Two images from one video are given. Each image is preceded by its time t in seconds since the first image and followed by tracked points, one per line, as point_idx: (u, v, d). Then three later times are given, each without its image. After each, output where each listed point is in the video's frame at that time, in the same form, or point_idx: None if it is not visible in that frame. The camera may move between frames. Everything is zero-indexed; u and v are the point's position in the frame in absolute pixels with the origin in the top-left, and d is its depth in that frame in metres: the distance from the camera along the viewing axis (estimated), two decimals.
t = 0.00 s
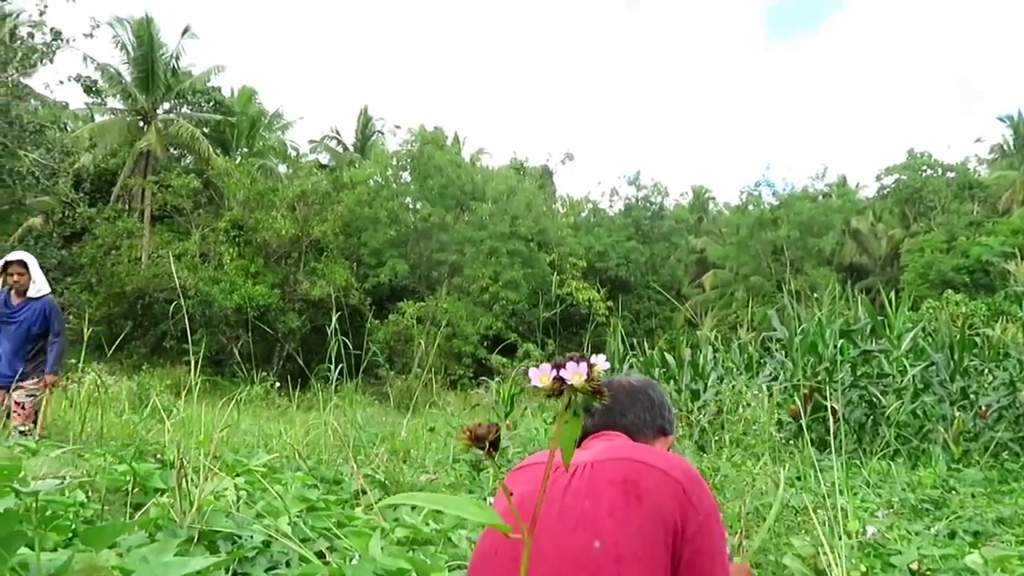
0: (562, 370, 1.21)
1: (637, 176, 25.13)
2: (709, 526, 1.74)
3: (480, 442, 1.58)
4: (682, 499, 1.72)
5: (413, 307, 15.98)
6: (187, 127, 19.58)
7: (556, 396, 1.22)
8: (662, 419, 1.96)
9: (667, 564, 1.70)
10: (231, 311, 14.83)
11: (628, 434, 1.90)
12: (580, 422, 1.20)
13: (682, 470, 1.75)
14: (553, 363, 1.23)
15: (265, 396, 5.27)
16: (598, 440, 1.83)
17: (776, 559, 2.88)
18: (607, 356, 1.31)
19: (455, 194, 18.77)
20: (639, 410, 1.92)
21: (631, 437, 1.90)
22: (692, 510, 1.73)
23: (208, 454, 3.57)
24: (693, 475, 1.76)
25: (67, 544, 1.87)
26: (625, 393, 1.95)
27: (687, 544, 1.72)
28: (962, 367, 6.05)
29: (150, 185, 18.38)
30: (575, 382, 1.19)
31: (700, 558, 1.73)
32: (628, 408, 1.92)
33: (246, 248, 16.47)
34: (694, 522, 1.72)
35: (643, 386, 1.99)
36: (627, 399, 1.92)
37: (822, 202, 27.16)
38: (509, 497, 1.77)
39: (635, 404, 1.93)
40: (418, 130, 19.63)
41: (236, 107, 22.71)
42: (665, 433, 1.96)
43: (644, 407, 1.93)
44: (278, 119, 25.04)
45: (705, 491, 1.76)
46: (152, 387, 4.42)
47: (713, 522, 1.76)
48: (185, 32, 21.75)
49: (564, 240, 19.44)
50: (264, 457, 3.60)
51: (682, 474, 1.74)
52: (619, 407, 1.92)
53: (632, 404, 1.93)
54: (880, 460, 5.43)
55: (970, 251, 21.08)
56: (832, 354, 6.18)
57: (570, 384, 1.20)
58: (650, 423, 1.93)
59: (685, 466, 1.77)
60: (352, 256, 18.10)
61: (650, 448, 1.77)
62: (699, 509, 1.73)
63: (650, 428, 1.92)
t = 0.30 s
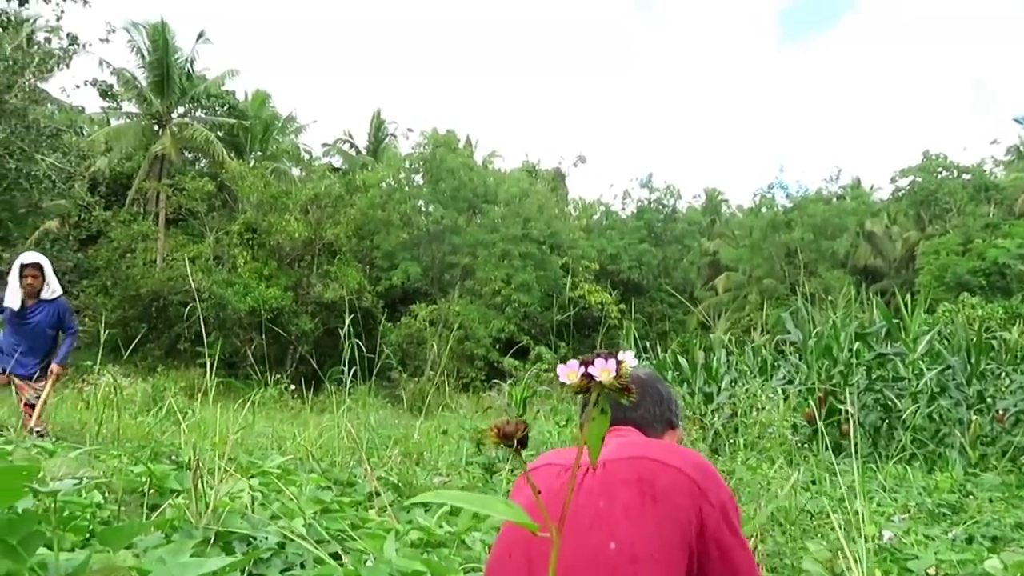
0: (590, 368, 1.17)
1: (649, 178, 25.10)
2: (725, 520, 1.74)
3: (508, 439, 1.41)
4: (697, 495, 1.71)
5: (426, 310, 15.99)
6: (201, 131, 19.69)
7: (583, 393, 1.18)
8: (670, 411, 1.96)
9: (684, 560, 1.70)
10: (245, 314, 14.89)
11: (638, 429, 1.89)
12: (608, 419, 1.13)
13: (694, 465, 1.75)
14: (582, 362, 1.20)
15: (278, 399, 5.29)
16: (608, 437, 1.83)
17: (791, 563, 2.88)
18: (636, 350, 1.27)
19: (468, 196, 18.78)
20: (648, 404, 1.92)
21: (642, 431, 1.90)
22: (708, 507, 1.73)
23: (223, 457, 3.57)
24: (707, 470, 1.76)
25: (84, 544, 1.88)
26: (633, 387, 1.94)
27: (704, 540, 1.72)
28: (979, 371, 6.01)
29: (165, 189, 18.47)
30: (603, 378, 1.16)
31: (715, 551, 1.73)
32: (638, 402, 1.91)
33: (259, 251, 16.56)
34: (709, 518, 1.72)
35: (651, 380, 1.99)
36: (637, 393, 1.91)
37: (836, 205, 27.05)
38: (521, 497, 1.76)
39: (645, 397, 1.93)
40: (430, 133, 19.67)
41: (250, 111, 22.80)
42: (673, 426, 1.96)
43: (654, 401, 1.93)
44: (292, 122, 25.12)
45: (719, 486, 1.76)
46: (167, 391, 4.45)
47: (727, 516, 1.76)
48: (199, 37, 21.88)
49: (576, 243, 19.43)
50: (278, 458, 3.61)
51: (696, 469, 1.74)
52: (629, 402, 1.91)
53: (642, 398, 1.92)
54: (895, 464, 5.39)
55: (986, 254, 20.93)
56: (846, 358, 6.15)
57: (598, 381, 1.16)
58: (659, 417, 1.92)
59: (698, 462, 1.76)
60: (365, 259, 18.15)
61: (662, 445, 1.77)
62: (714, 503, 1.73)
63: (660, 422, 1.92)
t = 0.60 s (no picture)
0: (622, 368, 1.16)
1: (661, 180, 25.07)
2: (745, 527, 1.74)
3: (539, 439, 1.21)
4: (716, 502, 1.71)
5: (437, 312, 16.01)
6: (214, 134, 19.78)
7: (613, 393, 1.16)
8: (682, 421, 1.96)
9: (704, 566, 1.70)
10: (257, 316, 14.96)
11: (652, 438, 1.89)
12: (636, 419, 1.10)
13: (711, 473, 1.75)
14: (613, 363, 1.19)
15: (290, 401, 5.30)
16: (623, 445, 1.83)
17: (805, 566, 2.87)
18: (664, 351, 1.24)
19: (479, 199, 18.77)
20: (662, 413, 1.92)
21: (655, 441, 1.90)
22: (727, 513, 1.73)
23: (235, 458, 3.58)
24: (725, 478, 1.75)
25: (99, 545, 1.88)
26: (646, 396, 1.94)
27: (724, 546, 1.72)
28: (994, 373, 5.97)
29: (178, 192, 18.56)
30: (634, 380, 1.13)
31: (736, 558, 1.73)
32: (651, 411, 1.91)
33: (271, 254, 16.63)
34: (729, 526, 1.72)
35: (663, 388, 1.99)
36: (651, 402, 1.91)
37: (848, 206, 26.95)
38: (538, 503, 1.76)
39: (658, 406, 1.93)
40: (441, 135, 19.68)
41: (262, 115, 22.87)
42: (685, 435, 1.96)
43: (667, 410, 1.93)
44: (303, 126, 25.20)
45: (738, 494, 1.75)
46: (181, 393, 4.48)
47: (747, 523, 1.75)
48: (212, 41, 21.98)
49: (587, 245, 19.43)
50: (290, 460, 3.62)
51: (714, 478, 1.73)
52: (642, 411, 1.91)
53: (656, 407, 1.92)
54: (910, 467, 5.36)
55: (1000, 256, 20.82)
56: (859, 360, 6.12)
57: (629, 382, 1.13)
58: (672, 426, 1.92)
59: (715, 469, 1.76)
60: (376, 262, 18.19)
61: (680, 453, 1.77)
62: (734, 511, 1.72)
63: (672, 431, 1.92)
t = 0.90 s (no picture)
0: (641, 364, 1.15)
1: (671, 183, 25.03)
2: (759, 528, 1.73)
3: (558, 437, 1.18)
4: (729, 503, 1.70)
5: (447, 315, 16.03)
6: (225, 138, 19.89)
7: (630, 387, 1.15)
8: (694, 425, 1.95)
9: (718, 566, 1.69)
10: (268, 319, 15.01)
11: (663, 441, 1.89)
12: (654, 416, 1.03)
13: (723, 474, 1.74)
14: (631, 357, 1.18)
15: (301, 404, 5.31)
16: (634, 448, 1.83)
17: (817, 569, 2.86)
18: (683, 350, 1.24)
19: (489, 202, 18.65)
20: (673, 417, 1.92)
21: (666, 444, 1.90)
22: (740, 513, 1.72)
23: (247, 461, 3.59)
24: (737, 480, 1.75)
25: (114, 546, 1.89)
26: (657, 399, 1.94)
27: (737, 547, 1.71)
28: (1008, 376, 5.93)
29: (189, 196, 18.61)
30: (652, 375, 1.12)
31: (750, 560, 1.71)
32: (663, 415, 1.91)
33: (282, 257, 16.72)
34: (742, 526, 1.71)
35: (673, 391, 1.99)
36: (662, 406, 1.90)
37: (860, 208, 26.86)
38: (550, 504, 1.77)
39: (669, 411, 1.92)
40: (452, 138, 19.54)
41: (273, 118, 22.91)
42: (697, 440, 1.95)
43: (679, 413, 1.92)
44: (314, 129, 25.26)
45: (750, 496, 1.75)
46: (193, 396, 4.49)
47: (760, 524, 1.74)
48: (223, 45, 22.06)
49: (596, 247, 19.43)
50: (301, 463, 3.63)
51: (727, 479, 1.73)
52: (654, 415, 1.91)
53: (667, 412, 1.92)
54: (923, 470, 5.33)
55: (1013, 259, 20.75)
56: (872, 363, 6.10)
57: (649, 377, 1.13)
58: (684, 430, 1.92)
59: (728, 471, 1.75)
60: (386, 265, 18.22)
61: (692, 454, 1.77)
62: (747, 512, 1.72)
63: (684, 435, 1.91)
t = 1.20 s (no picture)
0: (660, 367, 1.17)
1: (681, 185, 24.97)
2: (769, 526, 1.72)
3: (576, 436, 1.16)
4: (736, 500, 1.70)
5: (456, 318, 16.02)
6: (235, 141, 19.97)
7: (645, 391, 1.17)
8: (708, 425, 1.94)
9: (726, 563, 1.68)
10: (278, 323, 15.04)
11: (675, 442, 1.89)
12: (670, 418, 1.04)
13: (731, 472, 1.73)
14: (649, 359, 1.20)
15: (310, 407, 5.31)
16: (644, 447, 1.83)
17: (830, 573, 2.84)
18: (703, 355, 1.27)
19: (499, 205, 18.62)
20: (686, 417, 1.92)
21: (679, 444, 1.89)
22: (749, 511, 1.71)
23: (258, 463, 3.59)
24: (746, 477, 1.74)
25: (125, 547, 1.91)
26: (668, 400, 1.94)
27: (746, 545, 1.70)
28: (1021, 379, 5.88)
29: (200, 199, 18.63)
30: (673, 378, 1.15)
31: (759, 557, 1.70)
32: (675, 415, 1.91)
33: (292, 260, 16.77)
34: (750, 523, 1.70)
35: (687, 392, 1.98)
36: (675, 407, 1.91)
37: (871, 210, 26.75)
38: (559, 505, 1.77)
39: (682, 411, 1.92)
40: (460, 141, 19.44)
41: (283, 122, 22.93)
42: (711, 440, 1.94)
43: (691, 414, 1.92)
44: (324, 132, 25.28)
45: (759, 494, 1.74)
46: (203, 399, 4.50)
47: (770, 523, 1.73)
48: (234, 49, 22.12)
49: (606, 250, 19.40)
50: (311, 464, 3.63)
51: (735, 476, 1.72)
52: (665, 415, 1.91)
53: (680, 412, 1.92)
54: (935, 474, 5.30)
55: None
56: (883, 366, 6.07)
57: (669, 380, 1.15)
58: (697, 431, 1.92)
59: (737, 469, 1.75)
60: (396, 268, 18.21)
61: (701, 453, 1.76)
62: (756, 509, 1.71)
63: (698, 436, 1.91)
